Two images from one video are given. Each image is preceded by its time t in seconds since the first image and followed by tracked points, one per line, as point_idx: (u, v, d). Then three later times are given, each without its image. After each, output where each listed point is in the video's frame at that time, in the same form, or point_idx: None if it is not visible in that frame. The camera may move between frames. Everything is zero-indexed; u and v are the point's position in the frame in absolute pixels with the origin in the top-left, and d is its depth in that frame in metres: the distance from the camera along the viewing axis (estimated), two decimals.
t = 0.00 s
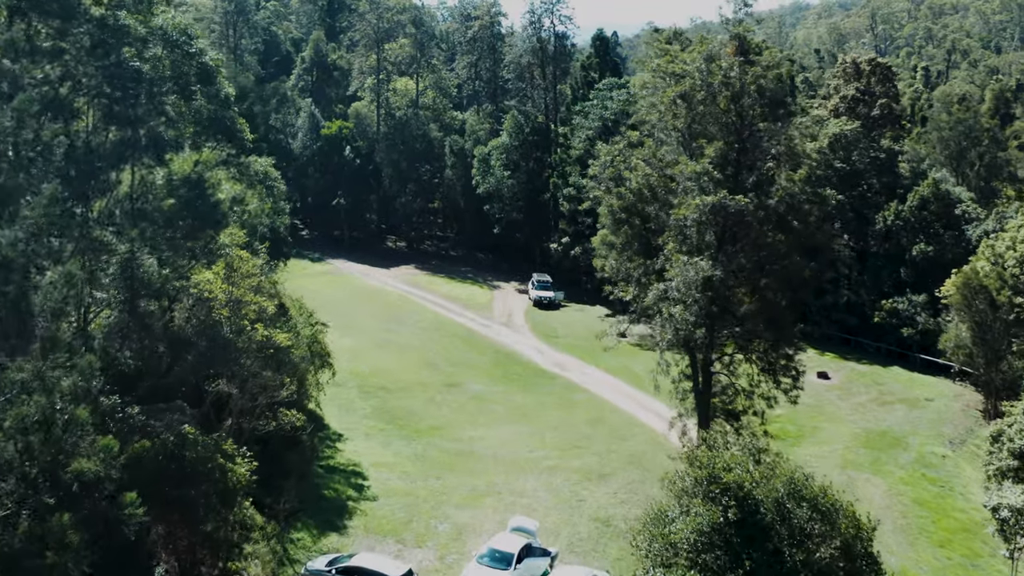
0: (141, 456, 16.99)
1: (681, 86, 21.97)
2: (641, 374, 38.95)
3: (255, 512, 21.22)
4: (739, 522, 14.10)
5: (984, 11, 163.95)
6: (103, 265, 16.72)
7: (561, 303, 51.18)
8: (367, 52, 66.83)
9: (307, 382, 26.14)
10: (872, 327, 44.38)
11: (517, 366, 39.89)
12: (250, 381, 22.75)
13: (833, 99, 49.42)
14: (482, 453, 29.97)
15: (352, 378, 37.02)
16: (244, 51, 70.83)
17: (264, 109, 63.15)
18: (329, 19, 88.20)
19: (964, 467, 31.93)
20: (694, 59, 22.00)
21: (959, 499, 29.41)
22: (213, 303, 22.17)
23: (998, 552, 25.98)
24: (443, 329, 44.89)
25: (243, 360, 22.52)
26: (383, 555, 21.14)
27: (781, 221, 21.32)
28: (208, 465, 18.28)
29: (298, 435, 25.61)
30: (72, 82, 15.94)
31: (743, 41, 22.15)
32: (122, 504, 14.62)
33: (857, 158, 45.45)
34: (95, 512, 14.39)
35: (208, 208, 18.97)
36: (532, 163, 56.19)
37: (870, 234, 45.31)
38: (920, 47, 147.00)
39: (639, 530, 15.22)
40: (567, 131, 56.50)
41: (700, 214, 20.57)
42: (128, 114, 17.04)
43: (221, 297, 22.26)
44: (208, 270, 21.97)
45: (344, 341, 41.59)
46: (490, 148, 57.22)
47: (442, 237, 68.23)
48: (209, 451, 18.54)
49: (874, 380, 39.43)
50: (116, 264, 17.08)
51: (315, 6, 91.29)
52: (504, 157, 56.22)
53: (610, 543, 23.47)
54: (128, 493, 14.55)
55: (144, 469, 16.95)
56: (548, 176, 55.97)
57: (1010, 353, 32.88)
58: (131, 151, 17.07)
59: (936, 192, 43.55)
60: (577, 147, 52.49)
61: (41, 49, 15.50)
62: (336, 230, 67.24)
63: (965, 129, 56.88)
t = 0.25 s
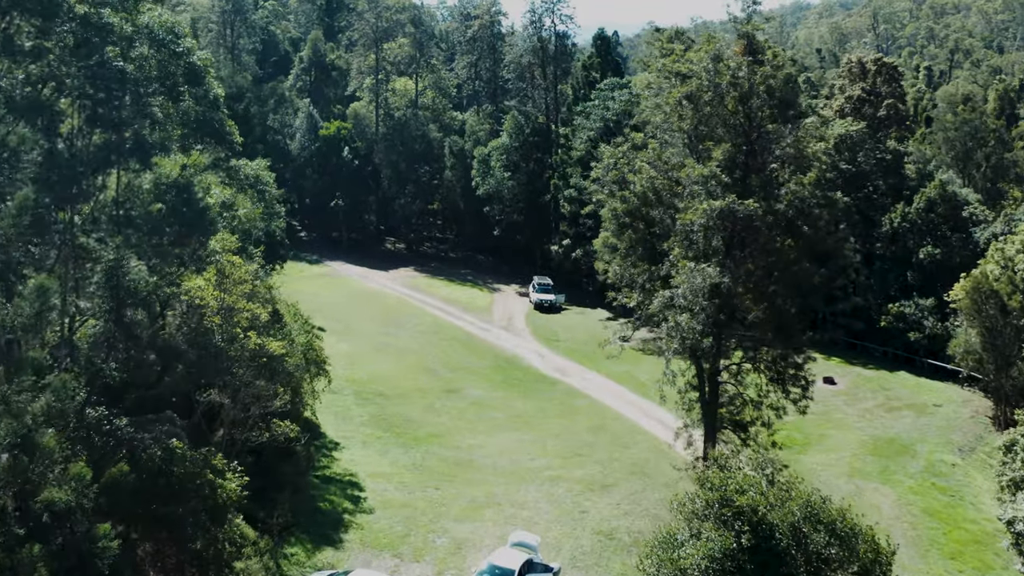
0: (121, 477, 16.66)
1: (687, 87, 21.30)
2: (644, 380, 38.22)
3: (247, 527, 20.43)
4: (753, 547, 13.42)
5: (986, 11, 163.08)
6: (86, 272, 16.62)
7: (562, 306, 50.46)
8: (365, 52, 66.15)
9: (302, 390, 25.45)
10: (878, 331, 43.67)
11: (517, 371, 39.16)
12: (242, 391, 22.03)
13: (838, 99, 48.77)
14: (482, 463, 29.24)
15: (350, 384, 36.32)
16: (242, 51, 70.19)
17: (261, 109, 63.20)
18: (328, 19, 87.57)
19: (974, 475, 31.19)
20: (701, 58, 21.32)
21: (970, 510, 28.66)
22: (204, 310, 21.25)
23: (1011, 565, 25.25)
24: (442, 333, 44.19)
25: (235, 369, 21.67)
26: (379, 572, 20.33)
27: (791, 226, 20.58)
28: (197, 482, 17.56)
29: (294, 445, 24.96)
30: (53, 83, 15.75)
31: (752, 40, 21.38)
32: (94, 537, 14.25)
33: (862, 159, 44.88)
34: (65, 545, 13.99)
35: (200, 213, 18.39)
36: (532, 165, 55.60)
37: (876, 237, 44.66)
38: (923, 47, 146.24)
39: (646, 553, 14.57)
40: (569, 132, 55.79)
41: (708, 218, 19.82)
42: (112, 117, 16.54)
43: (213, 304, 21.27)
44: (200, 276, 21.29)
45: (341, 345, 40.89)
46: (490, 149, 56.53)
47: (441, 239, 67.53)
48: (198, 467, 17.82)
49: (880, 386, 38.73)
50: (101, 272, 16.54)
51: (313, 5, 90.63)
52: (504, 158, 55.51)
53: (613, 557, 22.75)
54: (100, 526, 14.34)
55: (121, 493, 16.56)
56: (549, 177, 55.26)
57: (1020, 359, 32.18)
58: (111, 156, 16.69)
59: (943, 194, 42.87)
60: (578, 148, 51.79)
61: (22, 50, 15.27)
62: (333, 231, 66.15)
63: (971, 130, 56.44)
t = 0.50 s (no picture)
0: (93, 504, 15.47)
1: (693, 87, 20.72)
2: (646, 385, 37.55)
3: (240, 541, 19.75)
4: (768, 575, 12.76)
5: (987, 11, 162.39)
6: (68, 278, 16.31)
7: (562, 309, 49.82)
8: (364, 51, 65.49)
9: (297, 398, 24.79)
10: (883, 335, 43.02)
11: (517, 376, 38.49)
12: (235, 400, 21.39)
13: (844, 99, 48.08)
14: (481, 471, 28.55)
15: (347, 390, 35.63)
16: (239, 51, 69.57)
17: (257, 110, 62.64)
18: (326, 18, 86.94)
19: (983, 483, 30.52)
20: (708, 57, 20.70)
21: (980, 519, 27.98)
22: (195, 318, 20.31)
23: None
24: (441, 336, 43.49)
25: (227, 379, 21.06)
26: None
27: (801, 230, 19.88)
28: (185, 499, 16.97)
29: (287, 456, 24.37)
30: (35, 82, 15.18)
31: (761, 38, 20.65)
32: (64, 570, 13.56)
33: (868, 160, 44.24)
34: None
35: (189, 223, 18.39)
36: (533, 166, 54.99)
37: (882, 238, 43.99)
38: (924, 46, 145.62)
39: None
40: (569, 133, 55.14)
41: (715, 223, 19.10)
42: (92, 117, 15.65)
43: (204, 313, 20.28)
44: (191, 282, 20.66)
45: (338, 349, 40.19)
46: (490, 150, 55.88)
47: (440, 240, 66.87)
48: (186, 483, 17.25)
49: (887, 391, 38.07)
50: (84, 281, 16.61)
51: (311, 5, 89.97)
52: (504, 159, 54.84)
53: (616, 571, 22.10)
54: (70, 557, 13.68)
55: (97, 518, 15.40)
56: (549, 177, 54.60)
57: None
58: (94, 160, 15.84)
59: (950, 195, 42.24)
60: (579, 148, 51.12)
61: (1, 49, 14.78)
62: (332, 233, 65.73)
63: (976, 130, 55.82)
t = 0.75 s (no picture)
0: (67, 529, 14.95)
1: (699, 86, 20.07)
2: (649, 390, 36.91)
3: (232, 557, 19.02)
4: None
5: (989, 10, 161.66)
6: (50, 285, 15.92)
7: (563, 312, 49.18)
8: (362, 51, 64.84)
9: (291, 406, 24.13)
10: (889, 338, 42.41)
11: (518, 381, 37.85)
12: (226, 410, 20.75)
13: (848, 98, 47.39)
14: (481, 480, 27.90)
15: (344, 395, 34.98)
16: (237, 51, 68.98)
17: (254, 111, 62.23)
18: (325, 17, 86.32)
19: (993, 491, 29.84)
20: (714, 56, 20.08)
21: (991, 529, 27.30)
22: (184, 325, 19.62)
23: None
24: (440, 340, 42.84)
25: (220, 387, 20.51)
26: None
27: (811, 234, 19.21)
28: (172, 515, 16.15)
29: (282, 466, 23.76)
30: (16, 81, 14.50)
31: (769, 36, 20.00)
32: None
33: (873, 161, 43.61)
34: None
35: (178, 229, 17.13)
36: (533, 166, 54.29)
37: (888, 240, 43.34)
38: (926, 46, 144.97)
39: None
40: (570, 133, 54.54)
41: (723, 228, 18.38)
42: (74, 117, 14.91)
43: (195, 318, 19.68)
44: (182, 289, 20.01)
45: (336, 353, 39.60)
46: (490, 151, 55.27)
47: (440, 242, 66.26)
48: (173, 497, 16.44)
49: (894, 396, 37.44)
50: (65, 291, 16.23)
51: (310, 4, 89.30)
52: (504, 159, 54.20)
53: None
54: None
55: (71, 545, 14.88)
56: (549, 178, 53.96)
57: None
58: (77, 164, 15.05)
59: (956, 197, 41.63)
60: (580, 149, 50.49)
61: None
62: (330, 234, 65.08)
63: (983, 131, 55.36)
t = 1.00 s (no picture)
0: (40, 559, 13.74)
1: (705, 86, 19.48)
2: (651, 395, 36.28)
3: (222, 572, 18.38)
4: None
5: (991, 9, 160.90)
6: (33, 293, 14.64)
7: (564, 314, 48.56)
8: (361, 50, 64.18)
9: (284, 415, 23.49)
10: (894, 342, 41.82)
11: (518, 386, 37.21)
12: (217, 419, 20.14)
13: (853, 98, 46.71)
14: (480, 489, 27.28)
15: (341, 401, 34.32)
16: (234, 50, 68.38)
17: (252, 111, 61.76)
18: (323, 17, 85.64)
19: (1003, 499, 29.17)
20: (721, 55, 19.49)
21: (1002, 539, 26.65)
22: (175, 331, 19.11)
23: None
24: (439, 343, 42.20)
25: (211, 396, 19.93)
26: None
27: (822, 238, 18.54)
28: (159, 532, 15.63)
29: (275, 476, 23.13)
30: None
31: (778, 34, 19.34)
32: None
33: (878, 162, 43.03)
34: None
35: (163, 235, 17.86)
36: (533, 167, 53.70)
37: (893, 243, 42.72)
38: (928, 45, 144.24)
39: None
40: (571, 133, 53.95)
41: (730, 232, 17.71)
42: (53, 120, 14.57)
43: (186, 324, 19.19)
44: (171, 295, 19.39)
45: (333, 358, 38.98)
46: (489, 151, 54.66)
47: (439, 243, 65.61)
48: (160, 515, 15.90)
49: (900, 401, 36.81)
50: (48, 297, 15.11)
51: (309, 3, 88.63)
52: (504, 160, 53.56)
53: None
54: None
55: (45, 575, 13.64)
56: (550, 179, 53.32)
57: None
58: (57, 167, 14.76)
59: (963, 198, 41.05)
60: (581, 150, 49.85)
61: None
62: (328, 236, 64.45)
63: (988, 132, 54.73)
